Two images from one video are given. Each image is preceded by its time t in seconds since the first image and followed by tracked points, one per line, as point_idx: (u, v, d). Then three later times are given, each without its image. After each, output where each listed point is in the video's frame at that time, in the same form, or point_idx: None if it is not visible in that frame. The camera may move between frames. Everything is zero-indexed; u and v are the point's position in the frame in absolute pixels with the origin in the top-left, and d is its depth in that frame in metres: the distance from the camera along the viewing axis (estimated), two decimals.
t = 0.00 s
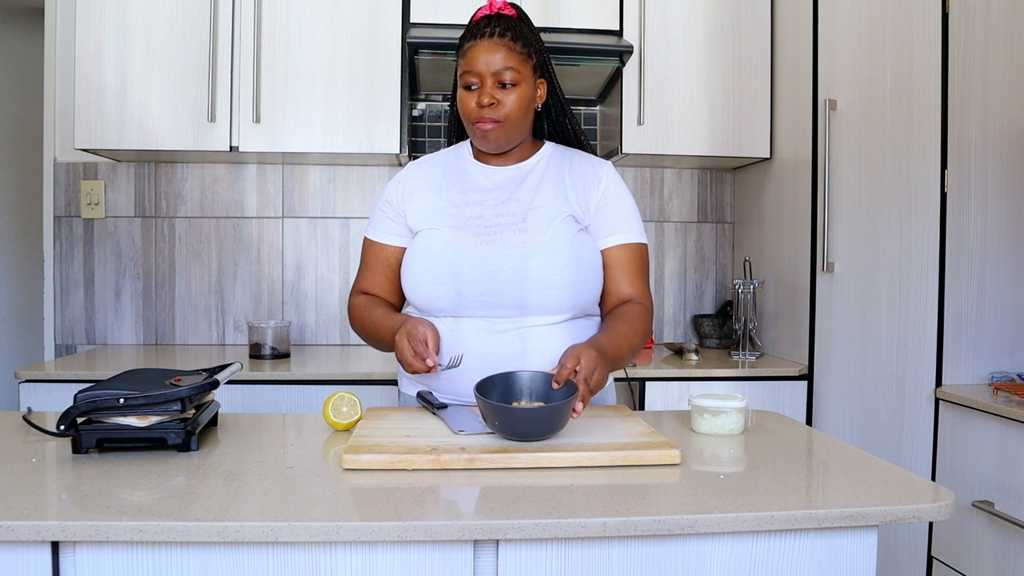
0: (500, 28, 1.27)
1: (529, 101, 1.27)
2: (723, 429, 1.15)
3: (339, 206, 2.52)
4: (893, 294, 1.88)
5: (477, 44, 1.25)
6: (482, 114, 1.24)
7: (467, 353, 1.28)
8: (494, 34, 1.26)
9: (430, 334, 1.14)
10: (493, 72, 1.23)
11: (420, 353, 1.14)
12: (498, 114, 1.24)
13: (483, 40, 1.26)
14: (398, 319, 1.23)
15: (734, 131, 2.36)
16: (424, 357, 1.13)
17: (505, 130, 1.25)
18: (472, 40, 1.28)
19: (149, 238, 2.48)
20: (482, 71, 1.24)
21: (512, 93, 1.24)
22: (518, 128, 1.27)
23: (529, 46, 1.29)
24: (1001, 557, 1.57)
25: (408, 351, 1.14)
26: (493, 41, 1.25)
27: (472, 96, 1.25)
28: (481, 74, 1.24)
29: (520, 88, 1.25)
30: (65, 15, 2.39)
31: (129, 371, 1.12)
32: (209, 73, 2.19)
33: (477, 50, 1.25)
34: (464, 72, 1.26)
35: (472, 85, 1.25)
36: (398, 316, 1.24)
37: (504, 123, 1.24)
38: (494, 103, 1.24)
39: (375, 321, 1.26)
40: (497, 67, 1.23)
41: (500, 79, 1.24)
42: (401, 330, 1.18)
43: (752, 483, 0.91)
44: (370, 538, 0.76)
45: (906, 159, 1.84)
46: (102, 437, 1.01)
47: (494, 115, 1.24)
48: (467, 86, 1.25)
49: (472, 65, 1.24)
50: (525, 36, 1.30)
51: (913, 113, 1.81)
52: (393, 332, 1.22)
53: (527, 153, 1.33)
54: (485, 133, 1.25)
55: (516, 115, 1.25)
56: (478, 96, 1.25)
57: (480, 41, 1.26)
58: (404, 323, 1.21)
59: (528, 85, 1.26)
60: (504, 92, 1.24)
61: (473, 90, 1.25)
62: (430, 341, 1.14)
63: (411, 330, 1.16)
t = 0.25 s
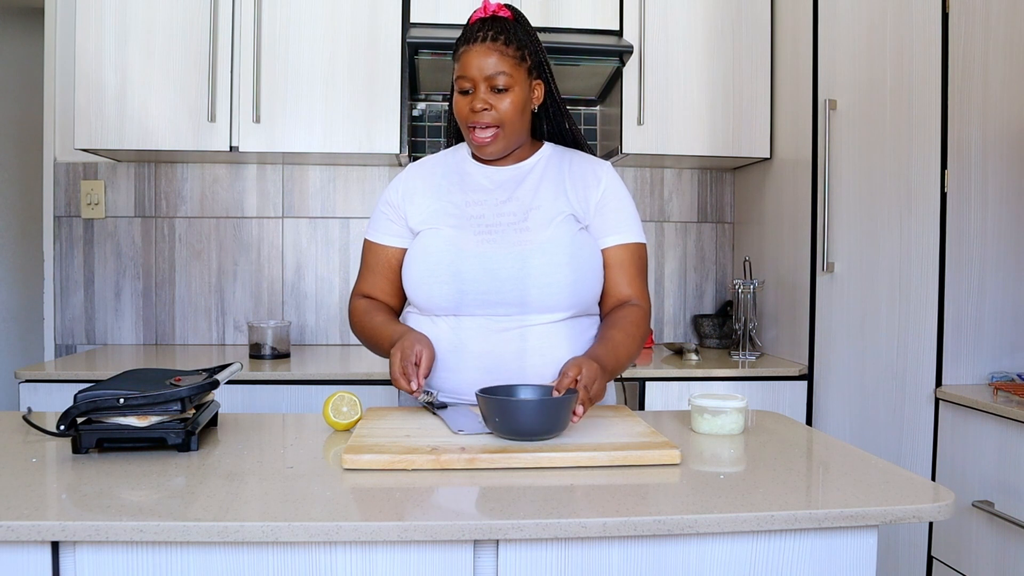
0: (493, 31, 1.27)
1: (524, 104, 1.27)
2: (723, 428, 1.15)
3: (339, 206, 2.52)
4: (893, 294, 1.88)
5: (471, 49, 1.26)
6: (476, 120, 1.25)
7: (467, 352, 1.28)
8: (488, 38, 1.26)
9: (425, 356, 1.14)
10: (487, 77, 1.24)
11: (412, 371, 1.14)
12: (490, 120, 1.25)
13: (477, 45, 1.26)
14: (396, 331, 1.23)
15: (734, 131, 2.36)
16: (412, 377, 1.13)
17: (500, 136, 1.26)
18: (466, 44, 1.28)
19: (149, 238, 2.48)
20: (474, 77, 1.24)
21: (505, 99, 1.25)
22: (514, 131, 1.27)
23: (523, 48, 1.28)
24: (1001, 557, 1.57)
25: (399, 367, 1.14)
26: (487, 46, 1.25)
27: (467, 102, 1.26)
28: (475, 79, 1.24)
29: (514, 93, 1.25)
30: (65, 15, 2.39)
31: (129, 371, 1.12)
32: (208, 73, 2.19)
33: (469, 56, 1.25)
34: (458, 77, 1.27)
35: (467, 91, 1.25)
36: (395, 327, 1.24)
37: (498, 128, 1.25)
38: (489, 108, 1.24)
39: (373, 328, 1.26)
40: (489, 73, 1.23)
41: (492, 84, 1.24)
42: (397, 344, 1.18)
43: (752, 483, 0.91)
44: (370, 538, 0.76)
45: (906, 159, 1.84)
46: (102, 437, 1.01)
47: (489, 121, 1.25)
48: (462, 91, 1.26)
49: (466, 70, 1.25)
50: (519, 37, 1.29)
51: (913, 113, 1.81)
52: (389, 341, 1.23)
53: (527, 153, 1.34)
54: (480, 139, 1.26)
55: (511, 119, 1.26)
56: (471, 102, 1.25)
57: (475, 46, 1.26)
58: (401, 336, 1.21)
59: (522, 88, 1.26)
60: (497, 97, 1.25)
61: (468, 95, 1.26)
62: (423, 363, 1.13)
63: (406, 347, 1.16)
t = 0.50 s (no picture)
0: (496, 32, 1.27)
1: (527, 105, 1.27)
2: (723, 428, 1.15)
3: (339, 206, 2.53)
4: (893, 294, 1.88)
5: (474, 50, 1.25)
6: (479, 121, 1.25)
7: (467, 352, 1.28)
8: (491, 40, 1.26)
9: (428, 353, 1.14)
10: (490, 78, 1.23)
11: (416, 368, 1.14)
12: (495, 121, 1.24)
13: (480, 46, 1.26)
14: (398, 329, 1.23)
15: (734, 131, 2.36)
16: (417, 374, 1.13)
17: (503, 137, 1.26)
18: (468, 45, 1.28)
19: (149, 238, 2.48)
20: (478, 78, 1.24)
21: (509, 100, 1.25)
22: (517, 132, 1.27)
23: (525, 48, 1.28)
24: (1001, 557, 1.57)
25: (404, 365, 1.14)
26: (490, 47, 1.25)
27: (470, 103, 1.26)
28: (478, 81, 1.24)
29: (517, 94, 1.25)
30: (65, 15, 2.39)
31: (129, 371, 1.12)
32: (208, 73, 2.19)
33: (473, 56, 1.24)
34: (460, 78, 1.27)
35: (470, 92, 1.25)
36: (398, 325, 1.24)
37: (502, 130, 1.25)
38: (492, 110, 1.24)
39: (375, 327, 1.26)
40: (494, 74, 1.23)
41: (496, 86, 1.24)
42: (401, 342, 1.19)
43: (752, 483, 0.91)
44: (370, 538, 0.76)
45: (906, 159, 1.84)
46: (102, 437, 1.01)
47: (493, 123, 1.25)
48: (465, 92, 1.26)
49: (469, 72, 1.24)
50: (521, 38, 1.29)
51: (914, 113, 1.81)
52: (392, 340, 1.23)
53: (528, 153, 1.34)
54: (484, 140, 1.26)
55: (514, 121, 1.26)
56: (474, 103, 1.25)
57: (477, 48, 1.26)
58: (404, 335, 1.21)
59: (525, 89, 1.26)
60: (501, 98, 1.25)
61: (471, 97, 1.26)
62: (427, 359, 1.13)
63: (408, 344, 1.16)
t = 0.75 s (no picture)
0: (498, 33, 1.27)
1: (529, 105, 1.27)
2: (723, 428, 1.15)
3: (339, 206, 2.52)
4: (893, 295, 1.88)
5: (478, 51, 1.25)
6: (482, 122, 1.24)
7: (468, 351, 1.28)
8: (494, 40, 1.26)
9: (433, 348, 1.14)
10: (493, 79, 1.23)
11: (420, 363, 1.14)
12: (498, 122, 1.24)
13: (483, 47, 1.26)
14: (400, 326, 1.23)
15: (734, 131, 2.36)
16: (421, 368, 1.13)
17: (506, 137, 1.26)
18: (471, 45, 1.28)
19: (149, 238, 2.48)
20: (482, 79, 1.24)
21: (512, 101, 1.25)
22: (520, 132, 1.28)
23: (527, 49, 1.28)
24: (1001, 556, 1.57)
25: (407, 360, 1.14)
26: (493, 48, 1.25)
27: (474, 104, 1.26)
28: (481, 82, 1.24)
29: (520, 95, 1.25)
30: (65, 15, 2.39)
31: (129, 371, 1.12)
32: (208, 73, 2.19)
33: (476, 57, 1.24)
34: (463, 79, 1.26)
35: (473, 93, 1.25)
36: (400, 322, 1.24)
37: (505, 130, 1.25)
38: (496, 111, 1.24)
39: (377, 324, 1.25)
40: (497, 75, 1.23)
41: (500, 87, 1.24)
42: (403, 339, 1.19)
43: (753, 483, 0.91)
44: (370, 538, 0.76)
45: (906, 159, 1.84)
46: (102, 437, 1.01)
47: (496, 123, 1.24)
48: (468, 93, 1.26)
49: (472, 73, 1.24)
50: (523, 39, 1.29)
51: (914, 113, 1.81)
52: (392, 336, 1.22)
53: (528, 153, 1.34)
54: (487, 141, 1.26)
55: (518, 121, 1.26)
56: (478, 104, 1.25)
57: (481, 48, 1.26)
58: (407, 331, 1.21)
59: (528, 89, 1.26)
60: (504, 99, 1.25)
61: (475, 97, 1.25)
62: (431, 354, 1.13)
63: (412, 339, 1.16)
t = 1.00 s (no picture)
0: (501, 33, 1.26)
1: (531, 105, 1.27)
2: (723, 428, 1.15)
3: (339, 206, 2.52)
4: (893, 295, 1.88)
5: (481, 51, 1.25)
6: (484, 121, 1.24)
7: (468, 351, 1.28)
8: (497, 41, 1.26)
9: (450, 310, 1.12)
10: (496, 79, 1.23)
11: (448, 333, 1.12)
12: (501, 120, 1.24)
13: (486, 47, 1.25)
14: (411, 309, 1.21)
15: (734, 131, 2.36)
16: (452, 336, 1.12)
17: (508, 136, 1.26)
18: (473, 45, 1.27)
19: (149, 238, 2.48)
20: (484, 78, 1.23)
21: (514, 100, 1.25)
22: (522, 130, 1.28)
23: (529, 49, 1.28)
24: (1001, 556, 1.58)
25: (434, 338, 1.12)
26: (496, 48, 1.24)
27: (476, 103, 1.25)
28: (484, 82, 1.24)
29: (522, 94, 1.25)
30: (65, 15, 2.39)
31: (129, 371, 1.12)
32: (208, 73, 2.19)
33: (479, 57, 1.24)
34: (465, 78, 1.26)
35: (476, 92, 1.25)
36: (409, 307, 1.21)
37: (507, 129, 1.25)
38: (498, 110, 1.24)
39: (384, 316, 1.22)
40: (500, 75, 1.23)
41: (502, 86, 1.24)
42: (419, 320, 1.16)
43: (753, 483, 0.91)
44: (370, 538, 0.76)
45: (906, 159, 1.84)
46: (102, 437, 1.01)
47: (499, 122, 1.24)
48: (471, 92, 1.26)
49: (475, 72, 1.24)
50: (525, 39, 1.29)
51: (914, 113, 1.81)
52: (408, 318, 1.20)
53: (529, 153, 1.34)
54: (489, 140, 1.26)
55: (520, 120, 1.26)
56: (480, 103, 1.25)
57: (484, 48, 1.25)
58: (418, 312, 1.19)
59: (530, 89, 1.26)
60: (506, 98, 1.25)
61: (477, 97, 1.25)
62: (451, 317, 1.12)
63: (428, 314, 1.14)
